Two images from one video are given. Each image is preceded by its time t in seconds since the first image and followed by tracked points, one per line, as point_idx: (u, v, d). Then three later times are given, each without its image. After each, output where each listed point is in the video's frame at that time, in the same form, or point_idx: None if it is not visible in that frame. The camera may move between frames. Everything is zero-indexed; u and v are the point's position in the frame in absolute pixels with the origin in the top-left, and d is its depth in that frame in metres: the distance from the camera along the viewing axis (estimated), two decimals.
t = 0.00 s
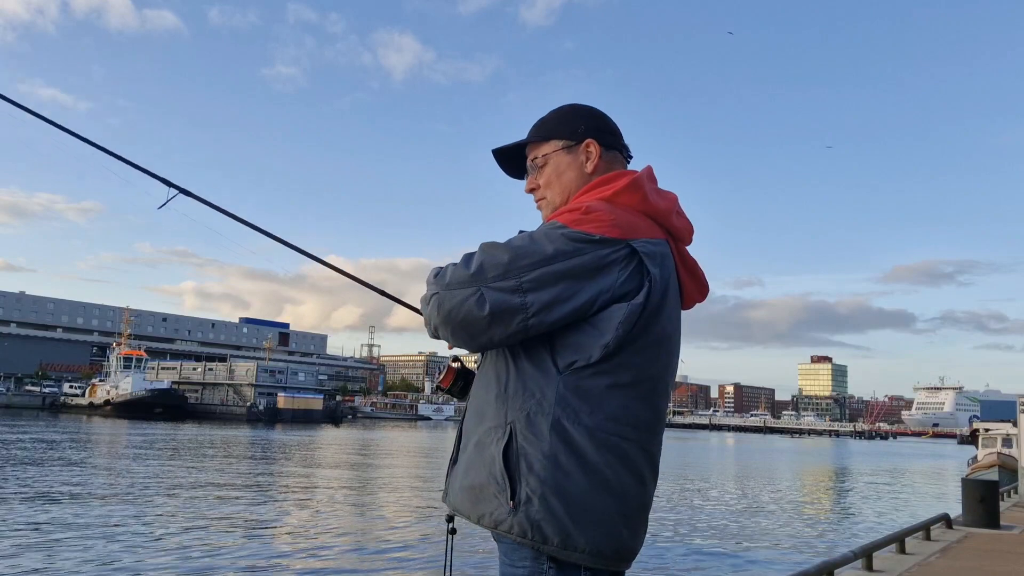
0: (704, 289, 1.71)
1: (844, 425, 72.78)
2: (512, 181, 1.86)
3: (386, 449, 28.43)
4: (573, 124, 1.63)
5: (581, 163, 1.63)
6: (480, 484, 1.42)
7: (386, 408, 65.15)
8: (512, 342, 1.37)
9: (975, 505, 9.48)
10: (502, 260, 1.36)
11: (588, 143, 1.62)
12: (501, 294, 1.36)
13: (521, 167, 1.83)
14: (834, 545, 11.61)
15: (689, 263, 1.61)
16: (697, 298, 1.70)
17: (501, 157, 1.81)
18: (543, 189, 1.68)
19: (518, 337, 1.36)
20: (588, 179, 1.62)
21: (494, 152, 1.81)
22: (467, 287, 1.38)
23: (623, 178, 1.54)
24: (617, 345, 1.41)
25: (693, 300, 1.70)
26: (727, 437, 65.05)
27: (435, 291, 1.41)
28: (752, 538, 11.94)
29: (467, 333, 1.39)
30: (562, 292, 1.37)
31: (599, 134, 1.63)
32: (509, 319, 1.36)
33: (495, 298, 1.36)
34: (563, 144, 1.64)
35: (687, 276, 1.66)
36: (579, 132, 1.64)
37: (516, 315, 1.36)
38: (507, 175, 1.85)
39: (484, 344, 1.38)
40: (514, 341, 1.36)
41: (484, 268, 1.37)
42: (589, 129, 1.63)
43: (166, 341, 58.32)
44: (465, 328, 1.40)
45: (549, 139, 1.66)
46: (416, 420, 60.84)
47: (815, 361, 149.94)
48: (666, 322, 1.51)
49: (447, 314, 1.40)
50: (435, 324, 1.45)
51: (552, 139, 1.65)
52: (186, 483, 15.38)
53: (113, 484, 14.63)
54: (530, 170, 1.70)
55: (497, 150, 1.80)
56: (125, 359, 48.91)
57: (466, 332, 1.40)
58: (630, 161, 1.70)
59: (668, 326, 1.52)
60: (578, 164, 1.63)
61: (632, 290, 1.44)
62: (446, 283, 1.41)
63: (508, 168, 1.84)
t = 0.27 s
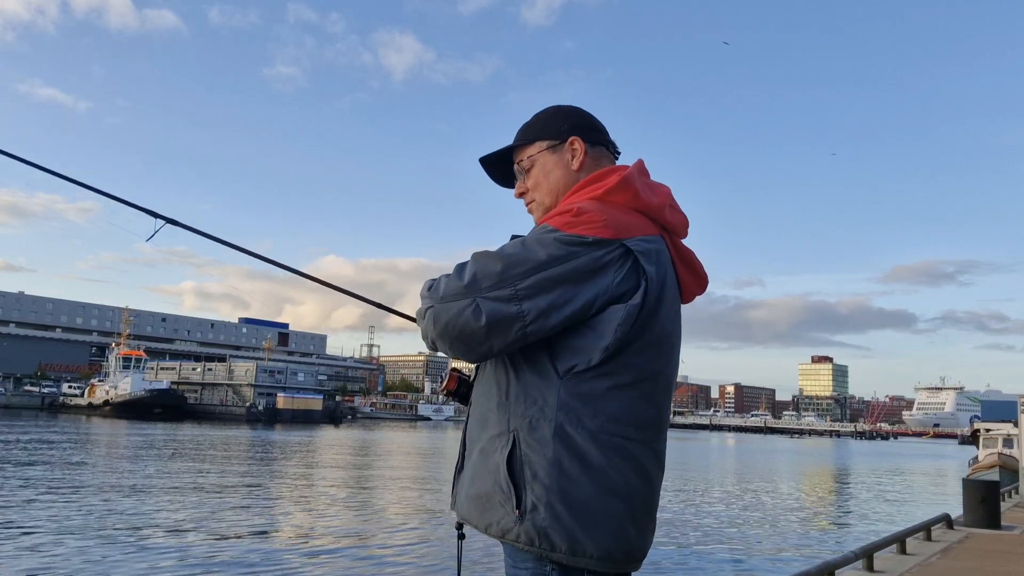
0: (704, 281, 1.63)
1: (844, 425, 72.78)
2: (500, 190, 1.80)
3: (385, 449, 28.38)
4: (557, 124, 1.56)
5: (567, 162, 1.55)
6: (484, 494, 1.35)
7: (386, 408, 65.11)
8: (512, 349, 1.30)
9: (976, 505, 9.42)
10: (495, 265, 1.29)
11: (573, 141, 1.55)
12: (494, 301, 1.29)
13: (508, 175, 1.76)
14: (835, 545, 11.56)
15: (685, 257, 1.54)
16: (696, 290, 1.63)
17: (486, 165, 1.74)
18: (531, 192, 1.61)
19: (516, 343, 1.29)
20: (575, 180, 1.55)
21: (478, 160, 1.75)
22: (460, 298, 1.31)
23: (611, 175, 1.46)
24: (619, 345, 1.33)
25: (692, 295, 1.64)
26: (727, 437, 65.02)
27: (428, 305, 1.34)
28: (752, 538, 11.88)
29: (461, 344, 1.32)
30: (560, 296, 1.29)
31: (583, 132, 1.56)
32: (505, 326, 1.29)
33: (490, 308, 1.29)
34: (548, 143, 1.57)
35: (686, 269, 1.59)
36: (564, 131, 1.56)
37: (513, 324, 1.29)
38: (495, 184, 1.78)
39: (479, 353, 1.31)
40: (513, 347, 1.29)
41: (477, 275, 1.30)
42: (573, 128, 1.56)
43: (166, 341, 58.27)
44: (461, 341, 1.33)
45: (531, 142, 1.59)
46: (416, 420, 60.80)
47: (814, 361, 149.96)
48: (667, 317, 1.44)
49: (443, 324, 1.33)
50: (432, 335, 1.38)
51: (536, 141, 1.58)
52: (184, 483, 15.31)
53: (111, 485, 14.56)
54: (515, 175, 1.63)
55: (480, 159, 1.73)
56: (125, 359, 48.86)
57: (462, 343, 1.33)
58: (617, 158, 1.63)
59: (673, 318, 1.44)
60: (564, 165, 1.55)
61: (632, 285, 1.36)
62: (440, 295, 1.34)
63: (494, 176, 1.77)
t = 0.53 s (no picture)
0: (702, 280, 1.71)
1: (844, 424, 72.90)
2: (499, 187, 1.88)
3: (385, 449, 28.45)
4: (550, 122, 1.64)
5: (563, 159, 1.63)
6: (486, 497, 1.44)
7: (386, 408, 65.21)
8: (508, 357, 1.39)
9: (975, 505, 9.49)
10: (491, 273, 1.37)
11: (567, 137, 1.63)
12: (490, 309, 1.38)
13: (504, 174, 1.84)
14: (834, 545, 11.62)
15: (680, 253, 1.62)
16: (694, 288, 1.71)
17: (484, 162, 1.81)
18: (527, 191, 1.69)
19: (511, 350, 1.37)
20: (571, 175, 1.63)
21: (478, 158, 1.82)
22: (458, 309, 1.40)
23: (603, 173, 1.54)
24: (611, 351, 1.41)
25: (692, 290, 1.70)
26: (727, 437, 65.05)
27: (427, 312, 1.43)
28: (751, 538, 11.95)
29: (461, 350, 1.41)
30: (553, 301, 1.37)
31: (579, 130, 1.64)
32: (502, 334, 1.37)
33: (486, 314, 1.37)
34: (545, 141, 1.65)
35: (684, 265, 1.67)
36: (556, 129, 1.65)
37: (510, 330, 1.37)
38: (493, 182, 1.87)
39: (476, 361, 1.40)
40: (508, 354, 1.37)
41: (474, 284, 1.38)
42: (570, 126, 1.63)
43: (166, 341, 58.37)
44: (460, 349, 1.42)
45: (524, 141, 1.68)
46: (416, 420, 60.87)
47: (814, 361, 150.06)
48: (664, 317, 1.52)
49: (441, 334, 1.42)
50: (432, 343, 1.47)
51: (530, 138, 1.66)
52: (186, 483, 15.40)
53: (114, 484, 14.65)
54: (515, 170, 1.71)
55: (479, 156, 1.80)
56: (126, 359, 49.01)
57: (461, 351, 1.42)
58: (611, 156, 1.72)
59: (668, 321, 1.53)
60: (562, 161, 1.63)
61: (623, 291, 1.44)
62: (437, 302, 1.43)
63: (491, 175, 1.85)
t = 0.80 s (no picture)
0: (702, 282, 1.71)
1: (844, 424, 72.89)
2: (499, 164, 1.88)
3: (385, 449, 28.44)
4: (565, 113, 1.65)
5: (574, 153, 1.64)
6: (479, 495, 1.45)
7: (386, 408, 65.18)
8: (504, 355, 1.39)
9: (975, 505, 9.49)
10: (487, 270, 1.38)
11: (581, 133, 1.63)
12: (486, 308, 1.38)
13: (508, 149, 1.85)
14: (834, 545, 11.63)
15: (681, 249, 1.62)
16: (693, 291, 1.71)
17: (491, 138, 1.80)
18: (533, 175, 1.69)
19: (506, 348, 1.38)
20: (579, 169, 1.63)
21: (485, 133, 1.81)
22: (454, 306, 1.40)
23: (610, 170, 1.55)
24: (609, 350, 1.41)
25: (693, 290, 1.70)
26: (727, 437, 65.07)
27: (421, 304, 1.44)
28: (751, 538, 11.94)
29: (457, 345, 1.41)
30: (549, 299, 1.38)
31: (593, 127, 1.64)
32: (498, 332, 1.38)
33: (481, 309, 1.38)
34: (558, 130, 1.65)
35: (684, 266, 1.67)
36: (571, 122, 1.65)
37: (504, 326, 1.37)
38: (493, 158, 1.87)
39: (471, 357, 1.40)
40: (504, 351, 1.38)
41: (469, 280, 1.39)
42: (584, 121, 1.63)
43: (166, 341, 58.38)
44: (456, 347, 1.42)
45: (536, 127, 1.68)
46: (416, 420, 60.87)
47: (814, 361, 150.08)
48: (664, 315, 1.52)
49: (437, 330, 1.43)
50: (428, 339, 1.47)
51: (545, 126, 1.67)
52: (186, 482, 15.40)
53: (113, 484, 14.64)
54: (522, 154, 1.71)
55: (485, 131, 1.79)
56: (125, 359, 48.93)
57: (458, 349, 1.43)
58: (621, 155, 1.72)
59: (666, 322, 1.53)
60: (573, 154, 1.63)
61: (621, 291, 1.44)
62: (432, 294, 1.44)
63: (495, 154, 1.84)
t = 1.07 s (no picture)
0: (699, 288, 1.83)
1: (844, 424, 72.96)
2: (512, 145, 1.99)
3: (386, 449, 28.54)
4: (591, 113, 1.77)
5: (598, 151, 1.76)
6: (478, 485, 1.57)
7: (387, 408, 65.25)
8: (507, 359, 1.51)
9: (973, 505, 9.58)
10: (495, 268, 1.49)
11: (604, 135, 1.77)
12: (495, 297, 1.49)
13: (524, 132, 1.95)
14: (833, 544, 11.71)
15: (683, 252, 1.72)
16: (691, 296, 1.83)
17: (514, 116, 1.91)
18: (551, 163, 1.79)
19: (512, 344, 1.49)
20: (599, 167, 1.75)
21: (509, 111, 1.91)
22: (465, 298, 1.51)
23: (624, 170, 1.67)
24: (608, 349, 1.52)
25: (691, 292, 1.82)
26: (727, 437, 65.19)
27: (432, 291, 1.55)
28: (751, 537, 12.02)
29: (464, 332, 1.53)
30: (553, 296, 1.48)
31: (617, 133, 1.78)
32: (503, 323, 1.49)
33: (489, 302, 1.49)
34: (585, 125, 1.77)
35: (685, 270, 1.78)
36: (597, 122, 1.78)
37: (510, 319, 1.49)
38: (510, 139, 1.97)
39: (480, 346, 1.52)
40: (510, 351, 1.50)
41: (480, 269, 1.49)
42: (612, 126, 1.77)
43: (167, 341, 58.46)
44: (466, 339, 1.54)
45: (564, 116, 1.79)
46: (417, 420, 60.96)
47: (814, 360, 150.18)
48: (663, 318, 1.63)
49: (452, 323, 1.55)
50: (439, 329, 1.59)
51: (573, 118, 1.78)
52: (189, 482, 15.50)
53: (117, 484, 14.74)
54: (542, 141, 1.82)
55: (511, 107, 1.90)
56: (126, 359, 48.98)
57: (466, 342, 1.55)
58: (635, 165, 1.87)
59: (664, 325, 1.63)
60: (595, 153, 1.76)
61: (624, 290, 1.55)
62: (443, 282, 1.55)
63: (512, 132, 1.95)
